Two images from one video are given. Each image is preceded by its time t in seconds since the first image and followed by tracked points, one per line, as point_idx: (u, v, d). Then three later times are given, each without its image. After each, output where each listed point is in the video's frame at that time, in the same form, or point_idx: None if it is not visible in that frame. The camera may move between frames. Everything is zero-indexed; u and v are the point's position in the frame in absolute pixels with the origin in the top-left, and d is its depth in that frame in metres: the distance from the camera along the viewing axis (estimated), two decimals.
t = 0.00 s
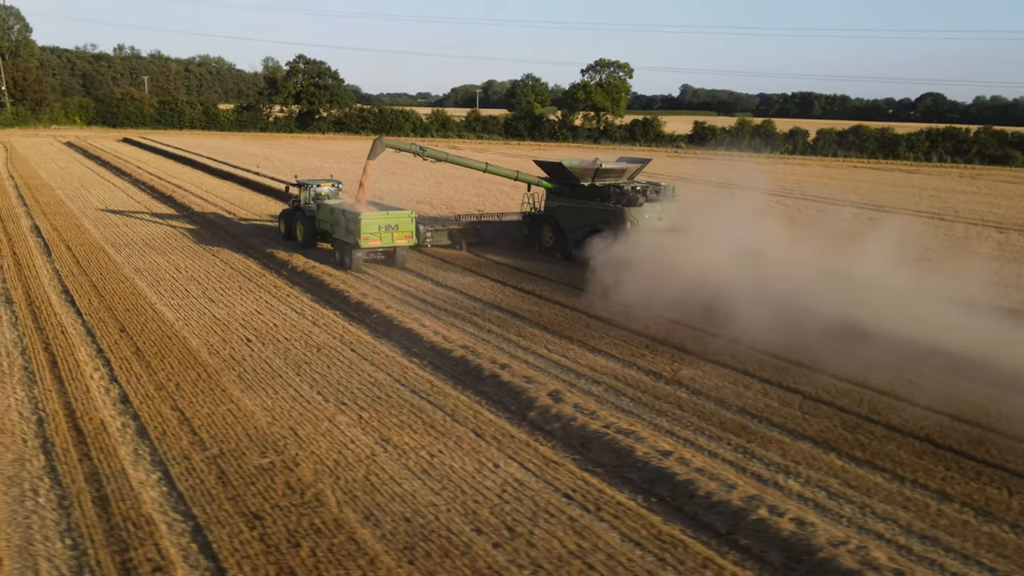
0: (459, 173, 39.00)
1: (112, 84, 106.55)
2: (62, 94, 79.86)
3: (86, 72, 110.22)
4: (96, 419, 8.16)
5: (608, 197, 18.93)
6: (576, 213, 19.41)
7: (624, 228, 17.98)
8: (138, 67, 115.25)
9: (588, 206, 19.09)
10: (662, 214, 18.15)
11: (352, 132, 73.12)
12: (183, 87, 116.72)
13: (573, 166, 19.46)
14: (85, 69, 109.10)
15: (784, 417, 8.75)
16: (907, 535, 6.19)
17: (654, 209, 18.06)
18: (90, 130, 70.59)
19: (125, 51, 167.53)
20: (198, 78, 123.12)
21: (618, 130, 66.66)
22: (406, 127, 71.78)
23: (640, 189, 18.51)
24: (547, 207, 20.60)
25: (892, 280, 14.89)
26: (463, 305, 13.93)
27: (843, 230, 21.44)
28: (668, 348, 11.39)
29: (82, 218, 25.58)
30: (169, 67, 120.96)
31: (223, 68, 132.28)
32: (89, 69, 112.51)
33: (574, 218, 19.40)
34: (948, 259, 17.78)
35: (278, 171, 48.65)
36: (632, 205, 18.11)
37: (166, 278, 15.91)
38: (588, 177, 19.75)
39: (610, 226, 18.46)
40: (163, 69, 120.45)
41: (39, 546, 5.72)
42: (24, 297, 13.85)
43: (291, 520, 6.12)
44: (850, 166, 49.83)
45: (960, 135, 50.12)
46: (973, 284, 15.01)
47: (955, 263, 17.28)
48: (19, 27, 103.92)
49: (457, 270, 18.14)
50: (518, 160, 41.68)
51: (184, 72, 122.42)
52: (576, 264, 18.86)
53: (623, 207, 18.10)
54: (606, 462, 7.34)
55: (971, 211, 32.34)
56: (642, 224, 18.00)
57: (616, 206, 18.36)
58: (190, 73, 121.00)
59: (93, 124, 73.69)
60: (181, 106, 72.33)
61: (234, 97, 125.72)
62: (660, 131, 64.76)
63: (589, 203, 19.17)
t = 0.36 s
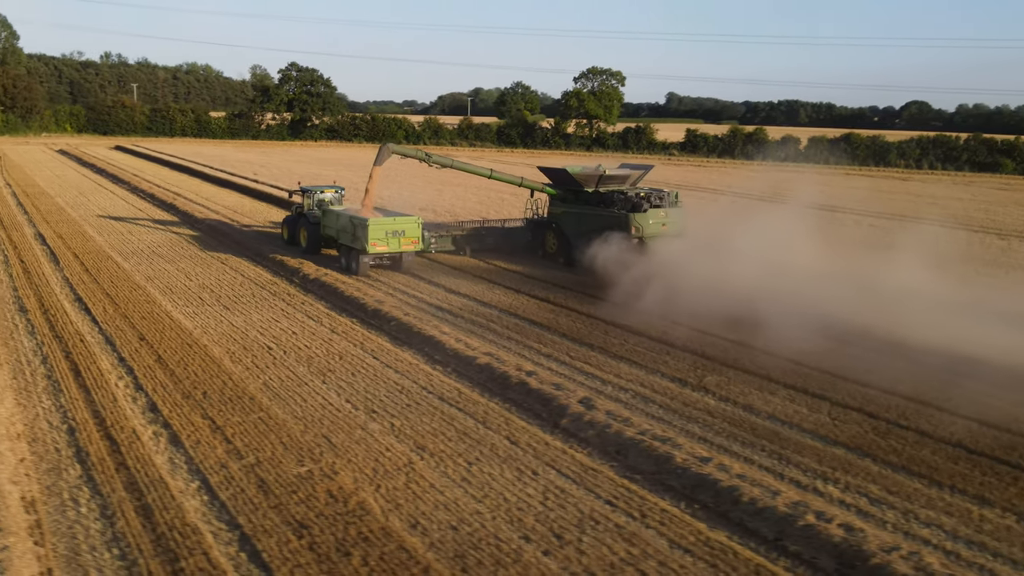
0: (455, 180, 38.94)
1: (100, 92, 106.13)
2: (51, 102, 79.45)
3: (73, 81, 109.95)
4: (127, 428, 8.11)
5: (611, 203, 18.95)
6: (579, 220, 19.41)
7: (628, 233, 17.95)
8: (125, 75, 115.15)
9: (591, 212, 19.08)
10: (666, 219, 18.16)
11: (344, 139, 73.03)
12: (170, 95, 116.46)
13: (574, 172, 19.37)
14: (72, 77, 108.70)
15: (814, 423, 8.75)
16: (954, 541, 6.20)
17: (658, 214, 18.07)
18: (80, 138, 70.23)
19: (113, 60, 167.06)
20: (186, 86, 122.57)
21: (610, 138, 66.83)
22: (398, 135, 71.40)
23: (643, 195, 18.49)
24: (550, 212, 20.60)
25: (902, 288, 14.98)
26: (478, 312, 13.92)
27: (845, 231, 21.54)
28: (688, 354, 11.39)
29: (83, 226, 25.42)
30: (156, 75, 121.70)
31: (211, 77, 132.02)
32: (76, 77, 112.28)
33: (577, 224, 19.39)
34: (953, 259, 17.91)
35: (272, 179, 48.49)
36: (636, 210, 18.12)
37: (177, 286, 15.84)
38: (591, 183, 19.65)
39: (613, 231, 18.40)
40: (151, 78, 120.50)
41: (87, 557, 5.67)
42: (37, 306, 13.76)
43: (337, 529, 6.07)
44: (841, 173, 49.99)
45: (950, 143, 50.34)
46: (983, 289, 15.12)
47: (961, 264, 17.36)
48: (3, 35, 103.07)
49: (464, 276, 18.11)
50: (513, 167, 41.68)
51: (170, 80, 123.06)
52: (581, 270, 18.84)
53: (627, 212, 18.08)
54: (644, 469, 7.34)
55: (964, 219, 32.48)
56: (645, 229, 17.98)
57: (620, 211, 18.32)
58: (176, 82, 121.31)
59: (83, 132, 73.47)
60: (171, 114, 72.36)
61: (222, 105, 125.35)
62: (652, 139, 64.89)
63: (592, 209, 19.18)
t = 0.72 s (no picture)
0: (452, 186, 38.90)
1: (88, 99, 105.58)
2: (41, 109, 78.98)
3: (62, 88, 109.47)
4: (157, 435, 8.05)
5: (614, 208, 18.94)
6: (582, 224, 19.40)
7: (632, 237, 17.93)
8: (115, 83, 114.74)
9: (594, 217, 19.06)
10: (669, 223, 18.16)
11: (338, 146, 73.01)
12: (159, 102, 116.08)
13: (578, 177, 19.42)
14: (60, 84, 108.19)
15: (844, 428, 8.75)
16: (999, 545, 6.21)
17: (662, 219, 18.07)
18: (72, 145, 69.80)
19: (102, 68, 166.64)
20: (176, 94, 122.24)
21: (604, 144, 66.96)
22: (392, 142, 71.38)
23: (646, 200, 18.48)
24: (552, 217, 20.58)
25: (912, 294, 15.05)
26: (493, 318, 13.90)
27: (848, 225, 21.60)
28: (708, 359, 11.38)
29: (83, 233, 25.26)
30: (145, 82, 121.44)
31: (201, 84, 131.69)
32: (65, 84, 111.80)
33: (580, 228, 19.38)
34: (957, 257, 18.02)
35: (266, 186, 48.29)
36: (638, 215, 18.10)
37: (188, 292, 15.76)
38: (594, 188, 19.67)
39: (616, 235, 18.37)
40: (139, 86, 120.15)
41: (134, 565, 5.63)
42: (50, 313, 13.66)
43: (382, 536, 6.04)
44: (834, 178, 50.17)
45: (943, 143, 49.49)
46: (990, 290, 15.23)
47: (966, 262, 17.46)
48: None
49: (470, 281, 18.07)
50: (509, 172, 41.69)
51: (159, 88, 122.78)
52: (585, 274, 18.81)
53: (630, 216, 18.07)
54: (682, 474, 7.33)
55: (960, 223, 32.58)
56: (649, 234, 17.97)
57: (623, 215, 18.32)
58: (166, 90, 121.87)
59: (73, 139, 73.07)
60: (163, 120, 72.61)
61: (212, 112, 124.95)
62: (645, 146, 65.04)
63: (594, 213, 19.17)
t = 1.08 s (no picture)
0: (451, 190, 38.83)
1: (78, 104, 105.05)
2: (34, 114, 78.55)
3: (52, 94, 108.89)
4: (188, 439, 8.01)
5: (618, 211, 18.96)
6: (585, 227, 19.40)
7: (636, 239, 17.93)
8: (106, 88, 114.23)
9: (597, 219, 19.06)
10: (672, 226, 18.17)
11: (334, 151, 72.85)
12: (151, 107, 115.60)
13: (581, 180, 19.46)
14: (51, 88, 107.59)
15: (874, 431, 8.74)
16: None
17: (666, 221, 18.08)
18: (66, 150, 69.40)
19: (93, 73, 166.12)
20: (167, 99, 121.81)
21: (599, 148, 67.02)
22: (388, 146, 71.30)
23: (649, 203, 18.51)
24: (555, 220, 20.56)
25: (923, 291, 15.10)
26: (508, 322, 13.88)
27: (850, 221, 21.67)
28: (729, 362, 11.37)
29: (86, 237, 25.12)
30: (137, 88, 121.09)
31: (194, 90, 131.32)
32: (55, 89, 111.28)
33: (584, 231, 19.37)
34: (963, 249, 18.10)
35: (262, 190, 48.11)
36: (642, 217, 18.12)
37: (200, 297, 15.70)
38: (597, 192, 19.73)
39: (620, 238, 18.37)
40: (131, 91, 119.75)
41: (179, 570, 5.59)
42: (64, 317, 13.58)
43: (426, 540, 6.01)
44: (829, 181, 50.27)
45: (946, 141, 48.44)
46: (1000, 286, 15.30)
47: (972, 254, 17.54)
48: None
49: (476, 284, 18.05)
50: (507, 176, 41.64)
51: (151, 93, 122.27)
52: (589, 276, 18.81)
53: (635, 219, 18.07)
54: (718, 477, 7.31)
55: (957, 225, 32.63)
56: (654, 236, 17.97)
57: (627, 218, 18.32)
58: (157, 95, 121.22)
59: (67, 143, 72.68)
60: (157, 125, 72.23)
61: (205, 117, 124.56)
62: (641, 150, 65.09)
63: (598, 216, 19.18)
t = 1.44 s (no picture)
0: (451, 192, 38.76)
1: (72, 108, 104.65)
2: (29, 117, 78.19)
3: (46, 97, 108.38)
4: (216, 442, 7.97)
5: (621, 211, 18.95)
6: (588, 228, 19.39)
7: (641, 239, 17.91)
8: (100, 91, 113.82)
9: (601, 219, 19.04)
10: (677, 226, 18.16)
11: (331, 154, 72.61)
12: (146, 111, 115.25)
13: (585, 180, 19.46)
14: (45, 91, 107.13)
15: (901, 432, 8.72)
16: None
17: (670, 221, 18.06)
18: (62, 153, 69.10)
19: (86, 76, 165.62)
20: (163, 102, 121.45)
21: (597, 151, 67.01)
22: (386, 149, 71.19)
23: (653, 203, 18.49)
24: (559, 220, 20.54)
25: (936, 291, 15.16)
26: (523, 323, 13.85)
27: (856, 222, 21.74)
28: (749, 364, 11.34)
29: (90, 240, 24.98)
30: (132, 91, 120.74)
31: (189, 93, 130.99)
32: (49, 92, 110.84)
33: (588, 231, 19.36)
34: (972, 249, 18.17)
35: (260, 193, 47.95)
36: (645, 217, 18.10)
37: (211, 299, 15.63)
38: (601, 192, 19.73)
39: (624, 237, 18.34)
40: (126, 94, 119.39)
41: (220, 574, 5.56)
42: (78, 320, 13.51)
43: (466, 543, 5.97)
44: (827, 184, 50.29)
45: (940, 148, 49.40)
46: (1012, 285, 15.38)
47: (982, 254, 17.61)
48: None
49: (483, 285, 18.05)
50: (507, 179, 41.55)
51: (146, 96, 121.94)
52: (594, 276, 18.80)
53: (639, 219, 18.05)
54: (752, 478, 7.28)
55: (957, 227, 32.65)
56: (658, 236, 17.96)
57: (631, 218, 18.30)
58: (153, 98, 120.70)
59: (64, 146, 72.40)
60: (154, 128, 71.94)
61: (201, 120, 124.23)
62: (639, 152, 65.08)
63: (601, 216, 19.17)
